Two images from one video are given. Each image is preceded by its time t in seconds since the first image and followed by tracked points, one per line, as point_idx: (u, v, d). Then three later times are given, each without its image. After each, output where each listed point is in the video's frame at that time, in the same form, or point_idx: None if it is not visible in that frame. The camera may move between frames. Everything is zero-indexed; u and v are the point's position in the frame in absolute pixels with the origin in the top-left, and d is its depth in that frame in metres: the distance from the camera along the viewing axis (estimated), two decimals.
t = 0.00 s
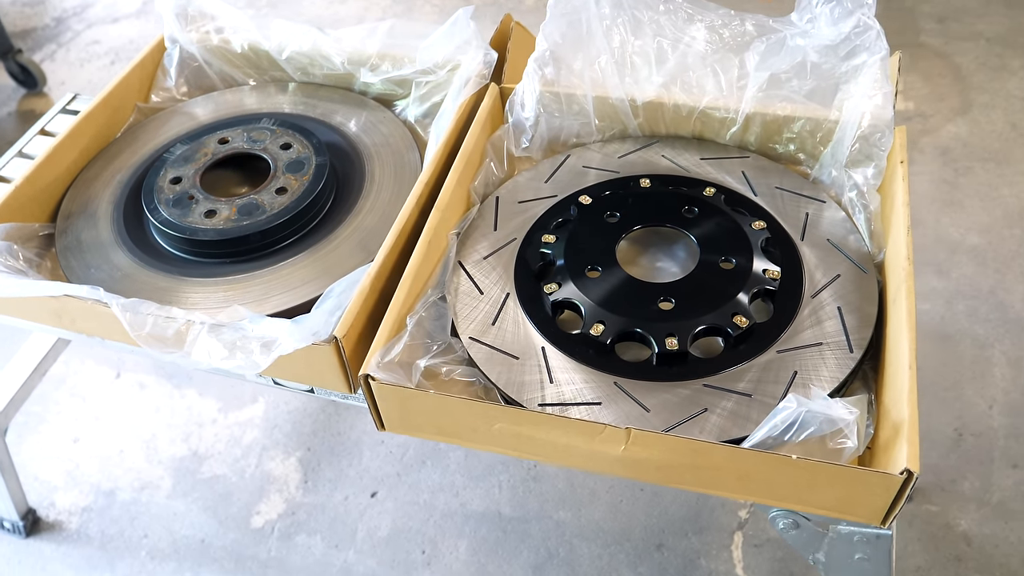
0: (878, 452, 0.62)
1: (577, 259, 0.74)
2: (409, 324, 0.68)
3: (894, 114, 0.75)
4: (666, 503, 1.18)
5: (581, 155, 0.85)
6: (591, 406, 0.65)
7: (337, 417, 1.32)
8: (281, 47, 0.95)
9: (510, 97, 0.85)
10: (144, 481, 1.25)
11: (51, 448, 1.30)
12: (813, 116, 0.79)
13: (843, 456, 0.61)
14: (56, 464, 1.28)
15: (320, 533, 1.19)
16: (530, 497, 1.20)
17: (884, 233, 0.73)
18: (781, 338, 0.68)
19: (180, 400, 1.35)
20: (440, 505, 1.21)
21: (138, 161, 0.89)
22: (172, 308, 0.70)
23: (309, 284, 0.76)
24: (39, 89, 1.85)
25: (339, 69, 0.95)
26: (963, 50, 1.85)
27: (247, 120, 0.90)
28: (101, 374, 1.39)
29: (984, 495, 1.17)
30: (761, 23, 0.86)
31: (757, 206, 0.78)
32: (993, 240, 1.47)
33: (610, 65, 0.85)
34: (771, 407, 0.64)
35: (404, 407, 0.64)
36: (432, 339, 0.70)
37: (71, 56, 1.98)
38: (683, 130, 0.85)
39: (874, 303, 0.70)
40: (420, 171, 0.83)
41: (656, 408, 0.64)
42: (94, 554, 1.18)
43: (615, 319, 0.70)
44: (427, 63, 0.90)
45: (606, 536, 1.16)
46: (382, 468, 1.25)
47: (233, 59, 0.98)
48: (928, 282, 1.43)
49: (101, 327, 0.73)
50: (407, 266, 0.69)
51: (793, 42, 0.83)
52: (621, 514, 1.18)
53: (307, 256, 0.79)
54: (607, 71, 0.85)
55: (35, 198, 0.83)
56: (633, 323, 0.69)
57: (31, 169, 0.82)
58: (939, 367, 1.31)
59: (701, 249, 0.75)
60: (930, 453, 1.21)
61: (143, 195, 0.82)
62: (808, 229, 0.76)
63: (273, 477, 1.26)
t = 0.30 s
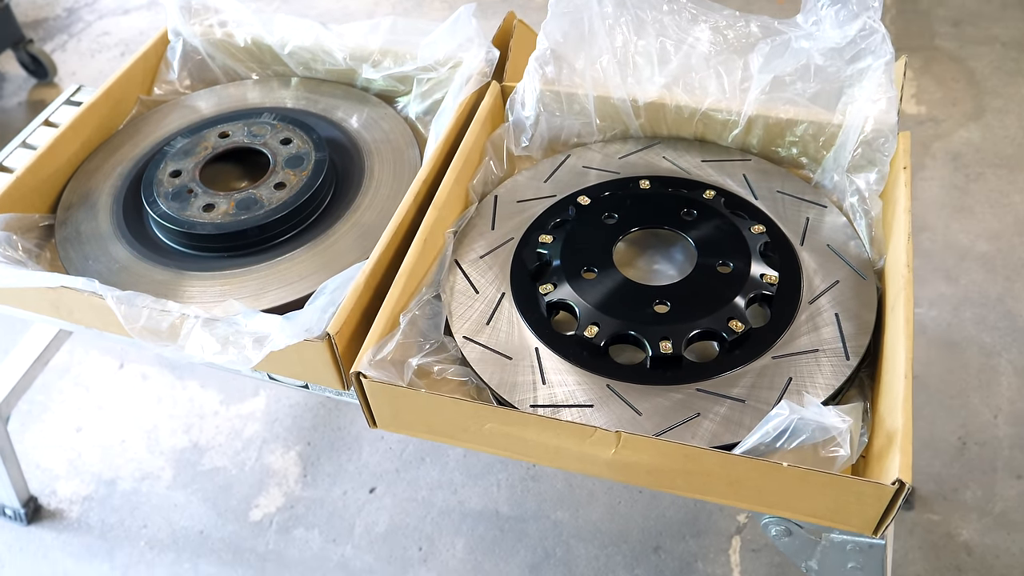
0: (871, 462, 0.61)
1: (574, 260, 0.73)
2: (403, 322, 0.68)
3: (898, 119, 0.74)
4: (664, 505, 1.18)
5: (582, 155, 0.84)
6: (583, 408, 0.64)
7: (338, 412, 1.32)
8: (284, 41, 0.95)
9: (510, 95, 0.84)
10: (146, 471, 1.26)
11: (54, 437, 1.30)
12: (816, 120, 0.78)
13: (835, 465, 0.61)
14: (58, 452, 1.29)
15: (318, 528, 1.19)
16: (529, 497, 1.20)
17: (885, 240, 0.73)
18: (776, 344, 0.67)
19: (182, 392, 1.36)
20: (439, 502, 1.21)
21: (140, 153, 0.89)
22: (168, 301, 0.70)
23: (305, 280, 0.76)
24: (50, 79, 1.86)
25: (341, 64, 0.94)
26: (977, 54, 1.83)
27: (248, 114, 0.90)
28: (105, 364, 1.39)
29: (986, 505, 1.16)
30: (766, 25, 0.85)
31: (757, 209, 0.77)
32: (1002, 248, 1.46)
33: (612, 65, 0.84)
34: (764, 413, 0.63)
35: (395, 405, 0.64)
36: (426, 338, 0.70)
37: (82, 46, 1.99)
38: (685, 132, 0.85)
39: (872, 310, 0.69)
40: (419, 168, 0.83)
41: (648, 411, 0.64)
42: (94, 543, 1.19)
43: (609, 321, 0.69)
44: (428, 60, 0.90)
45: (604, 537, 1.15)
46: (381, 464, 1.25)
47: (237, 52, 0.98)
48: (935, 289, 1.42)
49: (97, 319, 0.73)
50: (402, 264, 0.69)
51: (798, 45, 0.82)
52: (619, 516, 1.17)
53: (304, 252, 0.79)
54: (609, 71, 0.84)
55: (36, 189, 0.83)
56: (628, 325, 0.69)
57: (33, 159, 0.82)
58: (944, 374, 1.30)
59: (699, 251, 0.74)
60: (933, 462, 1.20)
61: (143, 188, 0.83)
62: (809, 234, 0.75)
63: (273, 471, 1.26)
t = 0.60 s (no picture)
0: (861, 474, 0.60)
1: (568, 262, 0.73)
2: (393, 321, 0.67)
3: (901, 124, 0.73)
4: (661, 511, 1.16)
5: (580, 156, 0.84)
6: (572, 413, 0.64)
7: (336, 409, 1.31)
8: (284, 37, 0.94)
9: (510, 95, 0.84)
10: (143, 465, 1.26)
11: (53, 428, 1.30)
12: (818, 125, 0.77)
13: (826, 476, 0.60)
14: (57, 444, 1.29)
15: (313, 525, 1.19)
16: (524, 498, 1.19)
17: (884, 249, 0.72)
18: (770, 352, 0.66)
19: (182, 386, 1.35)
20: (434, 502, 1.20)
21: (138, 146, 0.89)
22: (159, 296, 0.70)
23: (298, 277, 0.76)
24: (59, 71, 1.86)
25: (341, 61, 0.94)
26: (990, 61, 1.81)
27: (247, 110, 0.89)
28: (105, 356, 1.39)
29: (987, 517, 1.14)
30: (770, 27, 0.84)
31: (755, 214, 0.76)
32: (1010, 257, 1.44)
33: (613, 66, 0.84)
34: (755, 422, 0.62)
35: (383, 405, 0.64)
36: (415, 338, 0.70)
37: (93, 38, 1.99)
38: (685, 135, 0.84)
39: (869, 319, 0.68)
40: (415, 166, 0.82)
41: (638, 417, 0.63)
42: (90, 535, 1.19)
43: (602, 325, 0.68)
44: (428, 58, 0.89)
45: (599, 540, 1.14)
46: (378, 462, 1.25)
47: (238, 47, 0.98)
48: (941, 297, 1.40)
49: (89, 313, 0.73)
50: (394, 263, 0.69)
51: (801, 48, 0.81)
52: (615, 519, 1.16)
53: (297, 249, 0.78)
54: (609, 72, 0.83)
55: (33, 180, 0.83)
56: (620, 329, 0.68)
57: (30, 151, 0.82)
58: (948, 384, 1.29)
59: (695, 256, 0.73)
60: (934, 472, 1.19)
61: (139, 182, 0.82)
62: (807, 240, 0.74)
63: (270, 467, 1.26)
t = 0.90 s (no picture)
0: (850, 486, 0.59)
1: (559, 264, 0.71)
2: (379, 321, 0.66)
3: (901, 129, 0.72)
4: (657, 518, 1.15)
5: (576, 157, 0.83)
6: (557, 417, 0.63)
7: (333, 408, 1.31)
8: (282, 33, 0.94)
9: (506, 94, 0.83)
10: (138, 460, 1.25)
11: (50, 421, 1.30)
12: (817, 129, 0.76)
13: (814, 488, 0.59)
14: (54, 437, 1.28)
15: (306, 524, 1.18)
16: (520, 502, 1.18)
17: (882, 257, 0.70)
18: (762, 359, 0.65)
19: (179, 381, 1.35)
20: (428, 503, 1.19)
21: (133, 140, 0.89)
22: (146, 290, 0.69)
23: (287, 275, 0.75)
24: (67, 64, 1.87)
25: (339, 58, 0.93)
26: (1004, 68, 1.78)
27: (242, 105, 0.89)
28: (105, 350, 1.39)
29: (988, 531, 1.12)
30: (772, 29, 0.82)
31: (751, 219, 0.75)
32: (1019, 267, 1.42)
33: (611, 66, 0.83)
34: (743, 431, 0.61)
35: (367, 405, 0.63)
36: (402, 338, 0.69)
37: (102, 33, 2.00)
38: (683, 138, 0.83)
39: (864, 328, 0.67)
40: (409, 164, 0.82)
41: (624, 423, 0.62)
42: (83, 529, 1.18)
43: (590, 329, 0.67)
44: (425, 56, 0.89)
45: (593, 546, 1.13)
46: (373, 462, 1.24)
47: (237, 43, 0.97)
48: (947, 307, 1.38)
49: (75, 308, 0.73)
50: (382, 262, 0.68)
51: (802, 51, 0.79)
52: (611, 525, 1.15)
53: (288, 246, 0.78)
54: (607, 72, 0.82)
55: (26, 173, 0.82)
56: (609, 333, 0.67)
57: (24, 143, 0.81)
58: (952, 396, 1.27)
59: (688, 260, 0.72)
60: (936, 485, 1.17)
61: (131, 176, 0.82)
62: (804, 247, 0.73)
63: (265, 464, 1.25)
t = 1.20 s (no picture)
0: (834, 500, 0.57)
1: (545, 266, 0.70)
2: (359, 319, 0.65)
3: (900, 134, 0.70)
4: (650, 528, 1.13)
5: (569, 158, 0.82)
6: (537, 422, 0.61)
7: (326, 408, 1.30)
8: (276, 28, 0.93)
9: (499, 92, 0.82)
10: (130, 455, 1.25)
11: (44, 415, 1.30)
12: (815, 133, 0.74)
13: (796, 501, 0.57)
14: (47, 430, 1.28)
15: (295, 524, 1.17)
16: (511, 508, 1.17)
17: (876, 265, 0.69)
18: (749, 367, 0.64)
19: (174, 377, 1.34)
20: (419, 507, 1.18)
21: (124, 132, 0.88)
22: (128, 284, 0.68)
23: (272, 270, 0.74)
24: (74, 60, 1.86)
25: (333, 54, 0.93)
26: (1017, 79, 1.76)
27: (234, 99, 0.88)
28: (101, 345, 1.39)
29: (987, 550, 1.10)
30: (771, 32, 0.81)
31: (744, 224, 0.73)
32: None
33: (605, 66, 0.81)
34: (726, 440, 0.59)
35: (344, 405, 0.62)
36: (383, 337, 0.68)
37: (111, 27, 2.00)
38: (678, 141, 0.81)
39: (855, 338, 0.65)
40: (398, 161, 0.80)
41: (604, 429, 0.61)
42: (72, 524, 1.18)
43: (573, 332, 0.66)
44: (418, 53, 0.87)
45: (584, 554, 1.11)
46: (364, 464, 1.23)
47: (233, 38, 0.97)
48: (952, 320, 1.36)
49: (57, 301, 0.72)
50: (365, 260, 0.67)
51: (800, 54, 0.78)
52: (602, 534, 1.13)
53: (274, 242, 0.76)
54: (601, 72, 0.81)
55: (15, 163, 0.82)
56: (592, 337, 0.65)
57: (14, 133, 0.81)
58: (955, 411, 1.24)
59: (677, 264, 0.70)
60: (935, 501, 1.15)
61: (120, 169, 0.81)
62: (797, 254, 0.71)
63: (256, 463, 1.24)
